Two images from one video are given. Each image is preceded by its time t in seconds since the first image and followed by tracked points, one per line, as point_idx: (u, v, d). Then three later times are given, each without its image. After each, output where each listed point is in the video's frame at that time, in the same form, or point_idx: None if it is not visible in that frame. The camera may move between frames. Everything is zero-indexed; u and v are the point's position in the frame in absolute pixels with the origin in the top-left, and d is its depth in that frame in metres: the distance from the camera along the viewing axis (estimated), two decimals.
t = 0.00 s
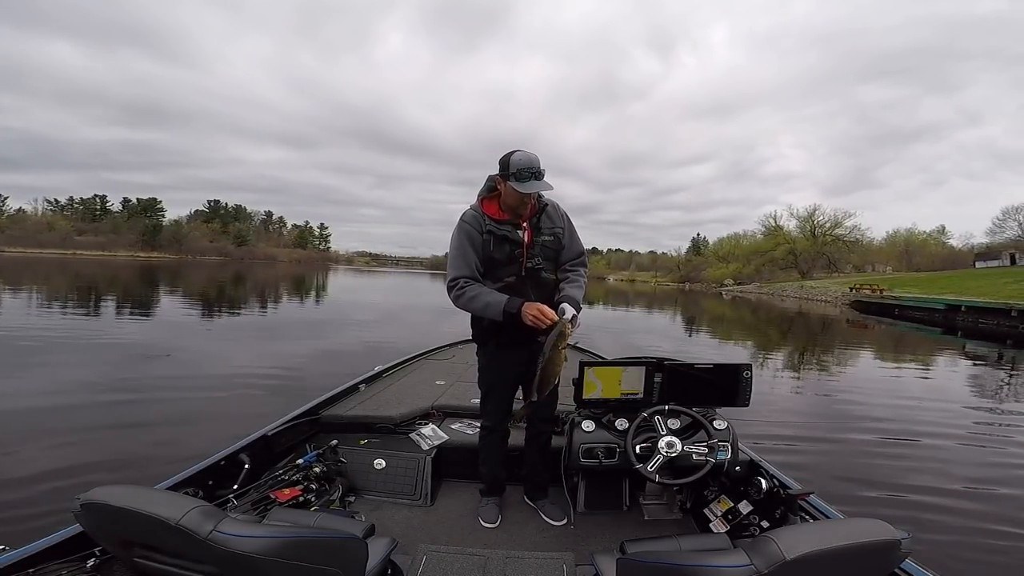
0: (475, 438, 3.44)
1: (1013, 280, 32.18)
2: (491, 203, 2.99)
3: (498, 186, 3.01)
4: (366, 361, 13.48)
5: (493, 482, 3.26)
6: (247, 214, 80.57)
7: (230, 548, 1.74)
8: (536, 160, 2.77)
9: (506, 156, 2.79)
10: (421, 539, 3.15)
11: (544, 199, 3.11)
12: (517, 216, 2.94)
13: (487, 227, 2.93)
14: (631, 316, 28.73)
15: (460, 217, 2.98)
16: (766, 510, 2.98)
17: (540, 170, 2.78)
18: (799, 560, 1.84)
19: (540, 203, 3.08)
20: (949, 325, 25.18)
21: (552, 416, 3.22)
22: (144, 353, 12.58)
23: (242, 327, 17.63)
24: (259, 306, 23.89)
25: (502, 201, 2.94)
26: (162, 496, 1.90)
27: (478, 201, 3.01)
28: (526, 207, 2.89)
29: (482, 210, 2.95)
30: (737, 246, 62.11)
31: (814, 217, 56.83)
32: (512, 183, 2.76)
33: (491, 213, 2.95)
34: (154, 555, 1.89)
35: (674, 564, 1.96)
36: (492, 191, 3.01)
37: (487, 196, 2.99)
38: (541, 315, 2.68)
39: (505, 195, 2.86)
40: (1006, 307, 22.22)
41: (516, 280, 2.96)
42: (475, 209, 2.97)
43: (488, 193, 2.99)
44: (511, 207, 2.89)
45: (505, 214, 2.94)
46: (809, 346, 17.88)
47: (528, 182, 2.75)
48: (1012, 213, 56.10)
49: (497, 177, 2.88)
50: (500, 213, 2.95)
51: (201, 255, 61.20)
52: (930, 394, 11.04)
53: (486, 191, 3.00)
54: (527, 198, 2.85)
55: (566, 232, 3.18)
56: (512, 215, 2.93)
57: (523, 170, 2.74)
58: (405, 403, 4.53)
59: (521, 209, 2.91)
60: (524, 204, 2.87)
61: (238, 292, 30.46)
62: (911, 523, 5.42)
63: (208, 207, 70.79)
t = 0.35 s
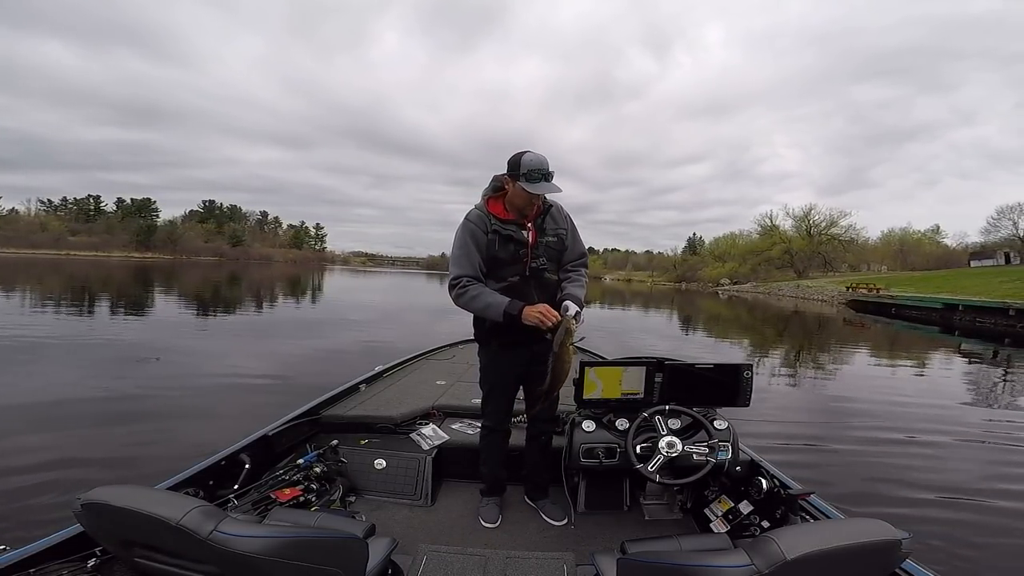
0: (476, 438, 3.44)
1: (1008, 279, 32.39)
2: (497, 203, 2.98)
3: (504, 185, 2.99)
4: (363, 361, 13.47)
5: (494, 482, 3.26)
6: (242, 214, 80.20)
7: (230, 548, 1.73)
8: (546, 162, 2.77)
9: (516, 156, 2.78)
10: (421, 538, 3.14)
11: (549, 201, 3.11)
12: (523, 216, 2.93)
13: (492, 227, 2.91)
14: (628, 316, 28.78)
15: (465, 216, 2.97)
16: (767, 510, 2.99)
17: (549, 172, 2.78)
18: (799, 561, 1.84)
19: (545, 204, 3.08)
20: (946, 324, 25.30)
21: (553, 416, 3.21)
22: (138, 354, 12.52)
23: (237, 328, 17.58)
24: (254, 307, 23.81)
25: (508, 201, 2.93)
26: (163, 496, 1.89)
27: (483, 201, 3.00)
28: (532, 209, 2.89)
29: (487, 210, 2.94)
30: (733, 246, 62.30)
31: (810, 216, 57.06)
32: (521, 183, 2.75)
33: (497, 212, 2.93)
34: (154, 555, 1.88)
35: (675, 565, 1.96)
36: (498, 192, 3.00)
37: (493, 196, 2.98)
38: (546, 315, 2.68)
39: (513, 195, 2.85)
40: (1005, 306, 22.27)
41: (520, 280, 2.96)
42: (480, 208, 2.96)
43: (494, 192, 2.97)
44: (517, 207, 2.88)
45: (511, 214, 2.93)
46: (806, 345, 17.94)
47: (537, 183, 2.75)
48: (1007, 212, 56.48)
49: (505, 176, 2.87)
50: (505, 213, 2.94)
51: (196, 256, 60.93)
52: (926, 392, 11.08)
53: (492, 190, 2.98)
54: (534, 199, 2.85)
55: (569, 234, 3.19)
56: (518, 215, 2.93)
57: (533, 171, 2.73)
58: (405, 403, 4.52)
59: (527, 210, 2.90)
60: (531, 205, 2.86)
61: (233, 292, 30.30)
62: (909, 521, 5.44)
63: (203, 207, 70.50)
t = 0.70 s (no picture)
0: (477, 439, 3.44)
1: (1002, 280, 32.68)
2: (501, 203, 2.98)
3: (508, 186, 2.99)
4: (360, 361, 13.45)
5: (494, 482, 3.27)
6: (237, 213, 79.86)
7: (231, 548, 1.72)
8: (552, 164, 2.77)
9: (521, 158, 2.78)
10: (421, 538, 3.14)
11: (552, 202, 3.12)
12: (526, 216, 2.94)
13: (496, 227, 2.92)
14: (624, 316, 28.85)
15: (469, 216, 2.96)
16: (767, 510, 3.01)
17: (554, 174, 2.78)
18: (798, 561, 1.85)
19: (548, 205, 3.08)
20: (943, 324, 25.49)
21: (553, 416, 3.22)
22: (133, 354, 12.46)
23: (232, 328, 17.52)
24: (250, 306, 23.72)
25: (512, 201, 2.93)
26: (163, 496, 1.88)
27: (487, 201, 3.00)
28: (536, 210, 2.90)
29: (491, 210, 2.94)
30: (729, 245, 62.55)
31: (806, 216, 57.37)
32: (526, 184, 2.75)
33: (500, 213, 2.94)
34: (154, 555, 1.87)
35: (676, 565, 1.97)
36: (502, 192, 3.00)
37: (497, 196, 2.98)
38: (548, 316, 2.68)
39: (517, 196, 2.85)
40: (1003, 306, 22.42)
41: (522, 280, 2.96)
42: (483, 208, 2.96)
43: (498, 192, 2.97)
44: (521, 208, 2.89)
45: (514, 215, 2.94)
46: (801, 345, 18.04)
47: (542, 185, 2.75)
48: (1001, 213, 56.95)
49: (510, 177, 2.87)
50: (509, 214, 2.95)
51: (190, 255, 60.62)
52: (921, 392, 11.16)
53: (496, 190, 2.98)
54: (538, 200, 2.85)
55: (571, 234, 3.20)
56: (522, 216, 2.93)
57: (538, 172, 2.73)
58: (405, 403, 4.52)
59: (531, 210, 2.90)
60: (535, 206, 2.87)
61: (228, 292, 30.15)
62: (904, 519, 5.49)
63: (198, 206, 70.16)
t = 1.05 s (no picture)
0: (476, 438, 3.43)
1: (996, 280, 32.89)
2: (502, 203, 2.97)
3: (508, 186, 2.99)
4: (357, 361, 13.44)
5: (494, 482, 3.26)
6: (232, 213, 79.47)
7: (230, 548, 1.71)
8: (553, 165, 2.77)
9: (522, 158, 2.78)
10: (420, 538, 3.14)
11: (552, 202, 3.11)
12: (527, 217, 2.94)
13: (497, 228, 2.91)
14: (620, 316, 28.91)
15: (469, 216, 2.96)
16: (766, 510, 3.03)
17: (555, 175, 2.78)
18: (799, 561, 1.85)
19: (548, 206, 3.08)
20: (941, 324, 25.62)
21: (553, 415, 3.22)
22: (127, 354, 12.40)
23: (228, 328, 17.46)
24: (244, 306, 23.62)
25: (513, 202, 2.93)
26: (162, 496, 1.87)
27: (488, 201, 2.99)
28: (537, 211, 2.89)
29: (491, 211, 2.94)
30: (724, 246, 62.76)
31: (801, 216, 57.62)
32: (527, 185, 2.75)
33: (501, 213, 2.94)
34: (153, 555, 1.86)
35: (675, 565, 1.98)
36: (503, 192, 2.99)
37: (497, 196, 2.97)
38: (547, 317, 2.68)
39: (518, 197, 2.84)
40: (1000, 306, 22.50)
41: (522, 282, 2.96)
42: (484, 209, 2.96)
43: (499, 193, 2.97)
44: (522, 208, 2.88)
45: (515, 215, 2.94)
46: (797, 344, 18.13)
47: (543, 186, 2.74)
48: (995, 213, 57.35)
49: (511, 177, 2.87)
50: (509, 214, 2.95)
51: (184, 255, 60.28)
52: (916, 393, 11.24)
53: (497, 190, 2.98)
54: (539, 201, 2.84)
55: (571, 235, 3.20)
56: (523, 216, 2.93)
57: (540, 174, 2.73)
58: (404, 403, 4.51)
59: (531, 211, 2.90)
60: (536, 207, 2.87)
61: (222, 292, 29.98)
62: (900, 519, 5.52)
63: (192, 206, 69.76)
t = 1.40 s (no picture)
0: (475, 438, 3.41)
1: (992, 279, 33.02)
2: (500, 204, 2.95)
3: (507, 186, 2.97)
4: (354, 361, 13.41)
5: (493, 482, 3.24)
6: (227, 213, 79.16)
7: (229, 548, 1.69)
8: (550, 165, 2.75)
9: (520, 159, 2.76)
10: (419, 538, 3.12)
11: (550, 202, 3.10)
12: (526, 218, 2.92)
13: (495, 229, 2.89)
14: (618, 316, 28.93)
15: (467, 217, 2.94)
16: (764, 510, 3.02)
17: (553, 175, 2.76)
18: (798, 560, 1.84)
19: (547, 206, 3.07)
20: (938, 323, 25.70)
21: (552, 415, 3.20)
22: (123, 354, 12.33)
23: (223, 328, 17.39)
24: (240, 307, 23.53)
25: (512, 203, 2.91)
26: (160, 496, 1.84)
27: (486, 202, 2.97)
28: (535, 211, 2.88)
29: (490, 212, 2.92)
30: (721, 245, 62.90)
31: (797, 216, 57.80)
32: (526, 187, 2.73)
33: (500, 214, 2.92)
34: (152, 555, 1.84)
35: (673, 565, 1.96)
36: (501, 192, 2.97)
37: (495, 197, 2.95)
38: (546, 316, 2.68)
39: (516, 197, 2.83)
40: (998, 306, 22.55)
41: (522, 282, 2.95)
42: (482, 210, 2.94)
43: (497, 193, 2.95)
44: (520, 209, 2.87)
45: (513, 216, 2.92)
46: (793, 344, 18.17)
47: (541, 187, 2.73)
48: (990, 213, 57.64)
49: (509, 178, 2.85)
50: (508, 215, 2.93)
51: (179, 255, 59.99)
52: (912, 392, 11.27)
53: (495, 191, 2.96)
54: (537, 202, 2.83)
55: (570, 235, 3.19)
56: (521, 217, 2.91)
57: (538, 174, 2.72)
58: (402, 403, 4.48)
59: (530, 212, 2.88)
60: (535, 208, 2.85)
61: (218, 292, 29.84)
62: (898, 519, 5.53)
63: (187, 205, 69.35)
